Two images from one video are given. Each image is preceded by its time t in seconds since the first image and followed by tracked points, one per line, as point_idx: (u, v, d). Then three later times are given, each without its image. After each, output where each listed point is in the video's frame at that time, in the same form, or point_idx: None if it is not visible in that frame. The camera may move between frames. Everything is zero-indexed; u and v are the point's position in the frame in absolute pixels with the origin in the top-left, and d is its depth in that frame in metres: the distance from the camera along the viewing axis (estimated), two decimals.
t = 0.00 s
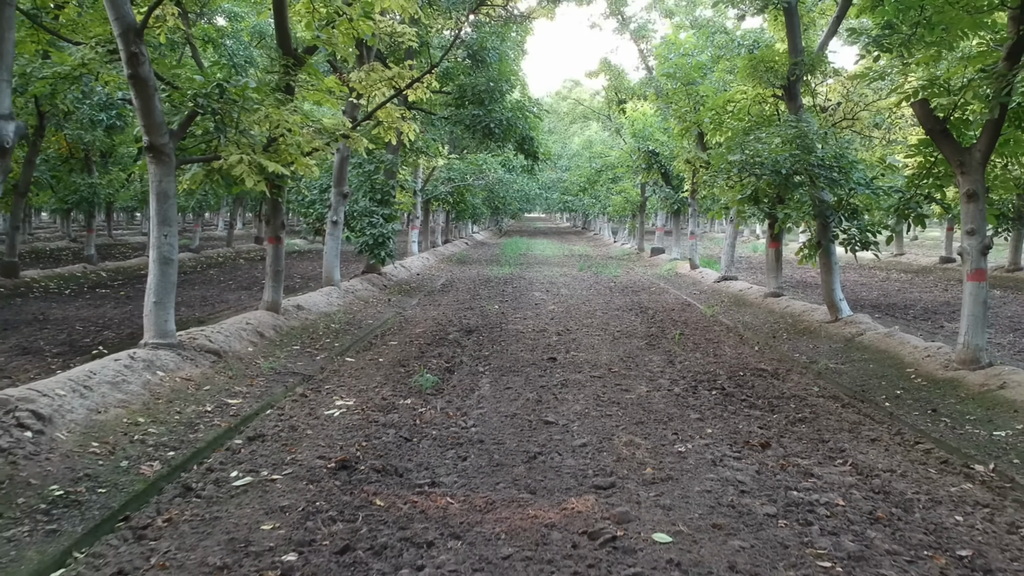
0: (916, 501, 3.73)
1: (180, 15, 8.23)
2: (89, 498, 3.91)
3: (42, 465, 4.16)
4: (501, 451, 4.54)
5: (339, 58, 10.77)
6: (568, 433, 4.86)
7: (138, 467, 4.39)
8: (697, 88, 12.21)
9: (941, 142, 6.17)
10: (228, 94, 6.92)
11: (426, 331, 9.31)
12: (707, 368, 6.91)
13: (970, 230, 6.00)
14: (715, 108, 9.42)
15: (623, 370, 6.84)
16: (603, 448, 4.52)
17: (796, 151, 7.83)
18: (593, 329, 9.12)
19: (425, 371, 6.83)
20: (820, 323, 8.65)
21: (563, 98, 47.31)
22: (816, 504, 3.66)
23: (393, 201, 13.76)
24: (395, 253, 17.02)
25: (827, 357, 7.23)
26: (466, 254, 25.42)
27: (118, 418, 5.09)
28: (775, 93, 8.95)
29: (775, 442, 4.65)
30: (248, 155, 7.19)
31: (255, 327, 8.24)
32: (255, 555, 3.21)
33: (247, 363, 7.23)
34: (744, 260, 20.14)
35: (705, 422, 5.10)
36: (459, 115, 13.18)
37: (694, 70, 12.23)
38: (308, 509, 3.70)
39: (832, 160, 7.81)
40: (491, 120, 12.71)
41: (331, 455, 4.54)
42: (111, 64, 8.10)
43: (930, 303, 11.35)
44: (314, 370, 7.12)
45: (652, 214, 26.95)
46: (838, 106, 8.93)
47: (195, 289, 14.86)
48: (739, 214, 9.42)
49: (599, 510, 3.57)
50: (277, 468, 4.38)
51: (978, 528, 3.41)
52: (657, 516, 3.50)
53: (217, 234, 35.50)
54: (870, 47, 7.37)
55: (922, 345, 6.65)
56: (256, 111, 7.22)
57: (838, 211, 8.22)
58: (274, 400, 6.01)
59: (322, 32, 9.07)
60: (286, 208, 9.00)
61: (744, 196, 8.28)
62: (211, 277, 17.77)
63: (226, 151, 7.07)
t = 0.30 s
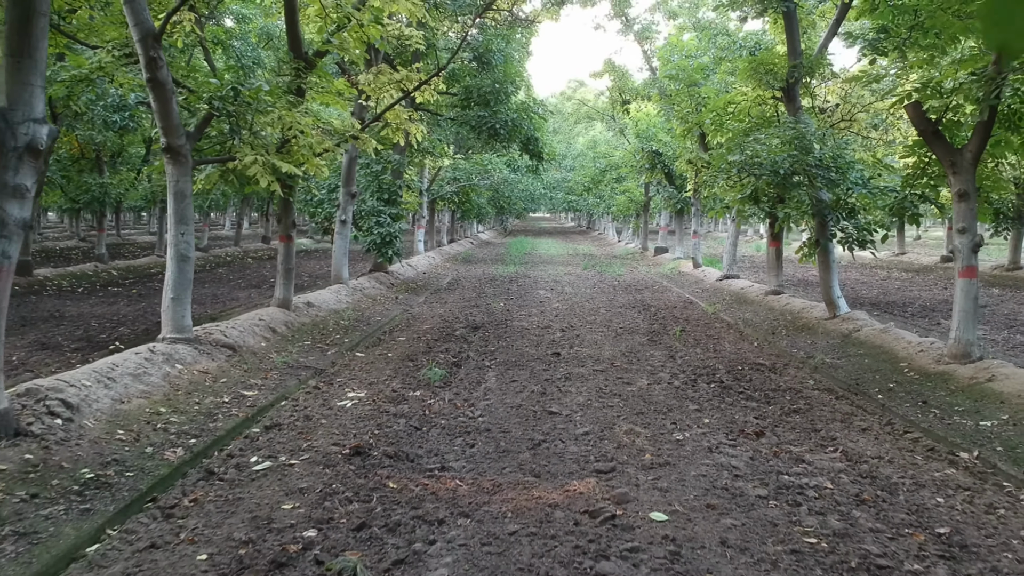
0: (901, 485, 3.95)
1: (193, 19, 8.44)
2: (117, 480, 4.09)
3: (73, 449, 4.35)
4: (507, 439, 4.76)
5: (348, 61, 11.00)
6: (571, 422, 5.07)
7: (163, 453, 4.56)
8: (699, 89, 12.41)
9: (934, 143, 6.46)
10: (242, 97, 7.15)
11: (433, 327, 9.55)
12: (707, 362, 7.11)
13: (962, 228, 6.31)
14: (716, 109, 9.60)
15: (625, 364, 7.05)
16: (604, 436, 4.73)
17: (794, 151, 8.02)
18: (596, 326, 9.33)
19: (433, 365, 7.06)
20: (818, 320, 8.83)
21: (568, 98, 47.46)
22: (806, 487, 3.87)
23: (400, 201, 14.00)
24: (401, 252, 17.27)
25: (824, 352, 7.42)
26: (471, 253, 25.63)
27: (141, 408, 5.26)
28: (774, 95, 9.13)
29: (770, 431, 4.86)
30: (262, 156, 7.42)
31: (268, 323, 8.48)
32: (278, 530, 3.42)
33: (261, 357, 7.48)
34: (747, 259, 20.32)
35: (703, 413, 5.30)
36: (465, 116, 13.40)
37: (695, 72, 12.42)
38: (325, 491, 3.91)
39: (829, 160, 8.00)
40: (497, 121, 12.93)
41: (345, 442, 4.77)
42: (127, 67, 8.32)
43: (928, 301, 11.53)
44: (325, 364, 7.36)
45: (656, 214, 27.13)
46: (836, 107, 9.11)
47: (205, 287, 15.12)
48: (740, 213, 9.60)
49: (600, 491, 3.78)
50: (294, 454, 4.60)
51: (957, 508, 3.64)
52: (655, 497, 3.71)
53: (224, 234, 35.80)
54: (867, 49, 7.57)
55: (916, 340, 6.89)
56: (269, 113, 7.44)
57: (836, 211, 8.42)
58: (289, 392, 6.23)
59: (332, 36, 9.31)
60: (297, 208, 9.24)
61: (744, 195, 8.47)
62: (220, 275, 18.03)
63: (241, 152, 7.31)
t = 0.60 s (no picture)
0: (883, 470, 4.18)
1: (203, 25, 8.66)
2: (139, 465, 4.31)
3: (97, 436, 4.57)
4: (508, 427, 4.99)
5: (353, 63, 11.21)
6: (570, 412, 5.30)
7: (181, 440, 4.78)
8: (697, 91, 12.62)
9: (922, 145, 6.74)
10: (251, 100, 7.37)
11: (437, 324, 9.78)
12: (703, 357, 7.33)
13: (949, 227, 6.59)
14: (712, 111, 9.85)
15: (623, 359, 7.27)
16: (602, 425, 4.95)
17: (788, 152, 8.24)
18: (595, 323, 9.55)
19: (437, 359, 7.28)
20: (813, 317, 9.04)
21: (568, 98, 47.61)
22: (792, 471, 4.09)
23: (403, 201, 14.23)
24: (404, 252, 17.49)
25: (817, 348, 7.64)
26: (472, 252, 25.83)
27: (157, 399, 5.49)
28: (770, 97, 9.35)
29: (760, 420, 5.08)
30: (272, 157, 7.66)
31: (276, 320, 8.70)
32: (294, 510, 3.64)
33: (270, 352, 7.70)
34: (745, 258, 20.52)
35: (696, 403, 5.53)
36: (467, 117, 13.62)
37: (693, 74, 12.64)
38: (338, 474, 4.13)
39: (822, 161, 8.23)
40: (498, 122, 13.16)
41: (355, 431, 5.00)
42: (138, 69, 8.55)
43: (922, 299, 11.75)
44: (333, 359, 7.60)
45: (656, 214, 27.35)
46: (830, 109, 9.33)
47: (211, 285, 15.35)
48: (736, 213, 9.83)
49: (596, 475, 4.01)
50: (306, 441, 4.83)
51: (935, 491, 3.86)
52: (649, 480, 3.93)
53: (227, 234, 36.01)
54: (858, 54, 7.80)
55: (906, 336, 7.12)
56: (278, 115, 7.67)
57: (830, 210, 8.64)
58: (299, 384, 6.46)
59: (338, 40, 9.53)
60: (303, 207, 9.48)
61: (740, 195, 8.70)
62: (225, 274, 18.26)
63: (251, 153, 7.55)
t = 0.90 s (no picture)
0: (865, 456, 4.40)
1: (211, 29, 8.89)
2: (157, 452, 4.53)
3: (117, 425, 4.79)
4: (509, 417, 5.21)
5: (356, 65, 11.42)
6: (568, 403, 5.52)
7: (196, 430, 5.00)
8: (694, 93, 12.86)
9: (909, 146, 6.98)
10: (259, 103, 7.59)
11: (439, 321, 10.01)
12: (698, 352, 7.55)
13: (935, 226, 6.83)
14: (708, 113, 10.07)
15: (620, 354, 7.49)
16: (598, 416, 5.17)
17: (781, 153, 8.46)
18: (593, 320, 9.76)
19: (440, 354, 7.51)
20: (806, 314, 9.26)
21: (568, 98, 47.80)
22: (778, 458, 4.31)
23: (405, 201, 14.46)
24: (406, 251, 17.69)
25: (809, 344, 7.85)
26: (472, 252, 26.02)
27: (172, 391, 5.70)
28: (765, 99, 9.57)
29: (750, 411, 5.30)
30: (279, 158, 7.89)
31: (282, 317, 8.92)
32: (307, 492, 3.86)
33: (277, 347, 7.92)
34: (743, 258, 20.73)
35: (689, 396, 5.75)
36: (468, 118, 13.84)
37: (691, 76, 12.86)
38: (347, 460, 4.36)
39: (815, 162, 8.45)
40: (499, 124, 13.39)
41: (362, 421, 5.22)
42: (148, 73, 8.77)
43: (915, 297, 11.97)
44: (338, 354, 7.82)
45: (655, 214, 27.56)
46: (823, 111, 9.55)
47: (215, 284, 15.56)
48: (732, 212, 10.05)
49: (593, 461, 4.23)
50: (315, 431, 5.05)
51: (912, 475, 4.09)
52: (642, 465, 4.15)
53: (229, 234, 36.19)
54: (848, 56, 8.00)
55: (895, 332, 7.34)
56: (285, 117, 7.89)
57: (822, 210, 8.86)
58: (307, 378, 6.69)
59: (343, 43, 9.75)
60: (308, 207, 9.71)
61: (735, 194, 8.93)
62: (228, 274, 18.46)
63: (259, 155, 7.78)
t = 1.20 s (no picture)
0: (849, 445, 4.61)
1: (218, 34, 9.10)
2: (175, 441, 4.75)
3: (135, 416, 5.02)
4: (509, 409, 5.43)
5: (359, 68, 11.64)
6: (566, 396, 5.74)
7: (210, 421, 5.22)
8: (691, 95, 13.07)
9: (898, 149, 7.20)
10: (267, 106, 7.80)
11: (441, 319, 10.23)
12: (693, 348, 7.78)
13: (923, 226, 7.04)
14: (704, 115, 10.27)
15: (617, 350, 7.72)
16: (595, 408, 5.40)
17: (774, 155, 8.68)
18: (592, 318, 9.98)
19: (442, 350, 7.73)
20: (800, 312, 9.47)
21: (568, 98, 47.99)
22: (765, 446, 4.53)
23: (407, 201, 14.68)
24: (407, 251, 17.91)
25: (801, 341, 8.07)
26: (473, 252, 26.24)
27: (185, 384, 5.93)
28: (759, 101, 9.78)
29: (741, 404, 5.52)
30: (286, 160, 8.11)
31: (288, 314, 9.15)
32: (318, 477, 4.08)
33: (284, 344, 8.14)
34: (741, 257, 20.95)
35: (683, 389, 5.97)
36: (468, 120, 14.06)
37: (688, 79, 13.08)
38: (355, 448, 4.58)
39: (807, 164, 8.66)
40: (499, 125, 13.63)
41: (368, 413, 5.44)
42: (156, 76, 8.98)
43: (908, 296, 12.20)
44: (343, 350, 8.04)
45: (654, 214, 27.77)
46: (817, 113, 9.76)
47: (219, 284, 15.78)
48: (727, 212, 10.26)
49: (589, 449, 4.45)
50: (324, 422, 5.27)
51: (893, 462, 4.30)
52: (636, 453, 4.37)
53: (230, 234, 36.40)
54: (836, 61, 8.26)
55: (885, 329, 7.55)
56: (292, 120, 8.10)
57: (815, 210, 9.09)
58: (314, 373, 6.91)
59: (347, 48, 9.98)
60: (314, 207, 9.93)
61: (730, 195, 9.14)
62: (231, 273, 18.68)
63: (266, 157, 8.00)
